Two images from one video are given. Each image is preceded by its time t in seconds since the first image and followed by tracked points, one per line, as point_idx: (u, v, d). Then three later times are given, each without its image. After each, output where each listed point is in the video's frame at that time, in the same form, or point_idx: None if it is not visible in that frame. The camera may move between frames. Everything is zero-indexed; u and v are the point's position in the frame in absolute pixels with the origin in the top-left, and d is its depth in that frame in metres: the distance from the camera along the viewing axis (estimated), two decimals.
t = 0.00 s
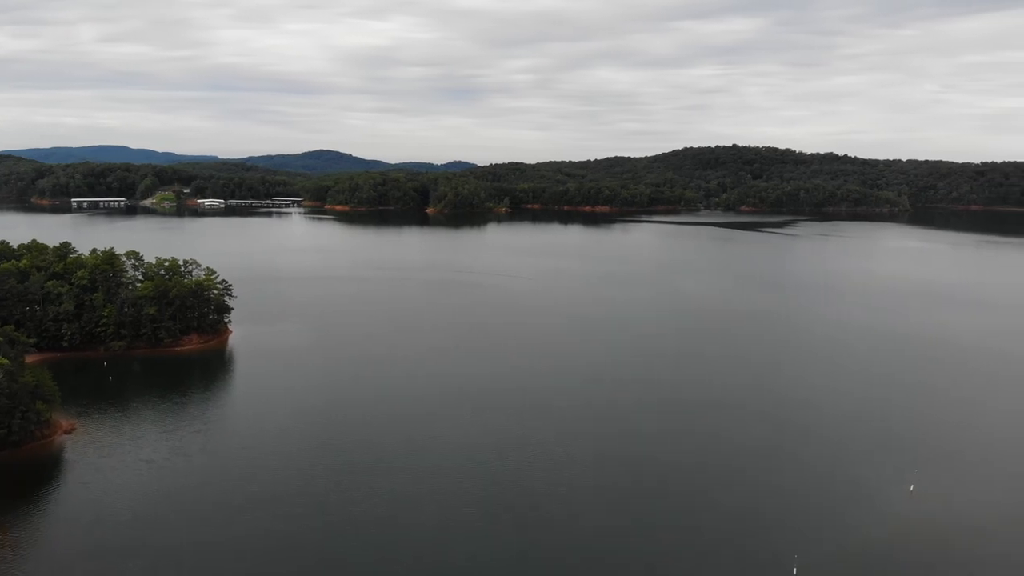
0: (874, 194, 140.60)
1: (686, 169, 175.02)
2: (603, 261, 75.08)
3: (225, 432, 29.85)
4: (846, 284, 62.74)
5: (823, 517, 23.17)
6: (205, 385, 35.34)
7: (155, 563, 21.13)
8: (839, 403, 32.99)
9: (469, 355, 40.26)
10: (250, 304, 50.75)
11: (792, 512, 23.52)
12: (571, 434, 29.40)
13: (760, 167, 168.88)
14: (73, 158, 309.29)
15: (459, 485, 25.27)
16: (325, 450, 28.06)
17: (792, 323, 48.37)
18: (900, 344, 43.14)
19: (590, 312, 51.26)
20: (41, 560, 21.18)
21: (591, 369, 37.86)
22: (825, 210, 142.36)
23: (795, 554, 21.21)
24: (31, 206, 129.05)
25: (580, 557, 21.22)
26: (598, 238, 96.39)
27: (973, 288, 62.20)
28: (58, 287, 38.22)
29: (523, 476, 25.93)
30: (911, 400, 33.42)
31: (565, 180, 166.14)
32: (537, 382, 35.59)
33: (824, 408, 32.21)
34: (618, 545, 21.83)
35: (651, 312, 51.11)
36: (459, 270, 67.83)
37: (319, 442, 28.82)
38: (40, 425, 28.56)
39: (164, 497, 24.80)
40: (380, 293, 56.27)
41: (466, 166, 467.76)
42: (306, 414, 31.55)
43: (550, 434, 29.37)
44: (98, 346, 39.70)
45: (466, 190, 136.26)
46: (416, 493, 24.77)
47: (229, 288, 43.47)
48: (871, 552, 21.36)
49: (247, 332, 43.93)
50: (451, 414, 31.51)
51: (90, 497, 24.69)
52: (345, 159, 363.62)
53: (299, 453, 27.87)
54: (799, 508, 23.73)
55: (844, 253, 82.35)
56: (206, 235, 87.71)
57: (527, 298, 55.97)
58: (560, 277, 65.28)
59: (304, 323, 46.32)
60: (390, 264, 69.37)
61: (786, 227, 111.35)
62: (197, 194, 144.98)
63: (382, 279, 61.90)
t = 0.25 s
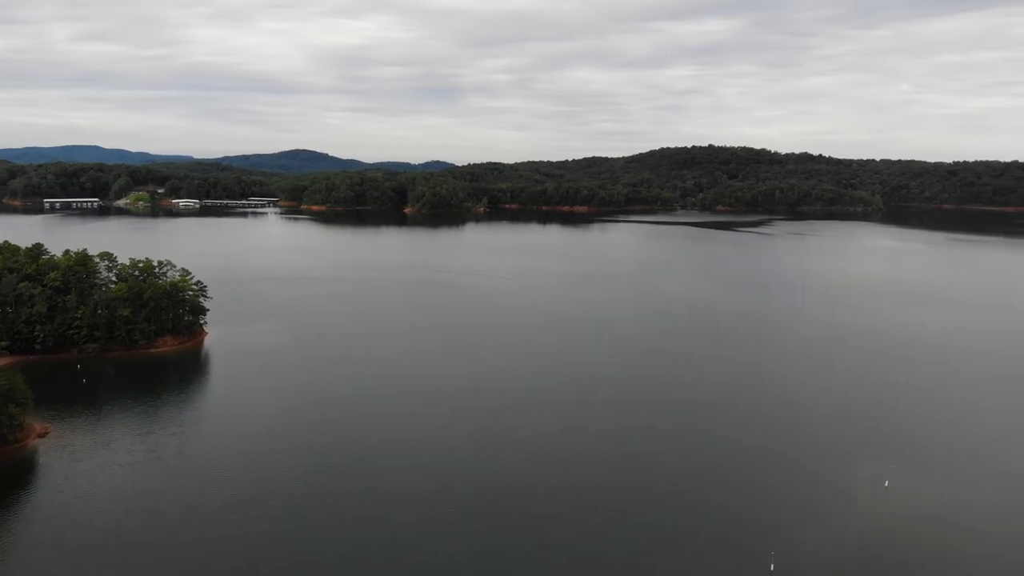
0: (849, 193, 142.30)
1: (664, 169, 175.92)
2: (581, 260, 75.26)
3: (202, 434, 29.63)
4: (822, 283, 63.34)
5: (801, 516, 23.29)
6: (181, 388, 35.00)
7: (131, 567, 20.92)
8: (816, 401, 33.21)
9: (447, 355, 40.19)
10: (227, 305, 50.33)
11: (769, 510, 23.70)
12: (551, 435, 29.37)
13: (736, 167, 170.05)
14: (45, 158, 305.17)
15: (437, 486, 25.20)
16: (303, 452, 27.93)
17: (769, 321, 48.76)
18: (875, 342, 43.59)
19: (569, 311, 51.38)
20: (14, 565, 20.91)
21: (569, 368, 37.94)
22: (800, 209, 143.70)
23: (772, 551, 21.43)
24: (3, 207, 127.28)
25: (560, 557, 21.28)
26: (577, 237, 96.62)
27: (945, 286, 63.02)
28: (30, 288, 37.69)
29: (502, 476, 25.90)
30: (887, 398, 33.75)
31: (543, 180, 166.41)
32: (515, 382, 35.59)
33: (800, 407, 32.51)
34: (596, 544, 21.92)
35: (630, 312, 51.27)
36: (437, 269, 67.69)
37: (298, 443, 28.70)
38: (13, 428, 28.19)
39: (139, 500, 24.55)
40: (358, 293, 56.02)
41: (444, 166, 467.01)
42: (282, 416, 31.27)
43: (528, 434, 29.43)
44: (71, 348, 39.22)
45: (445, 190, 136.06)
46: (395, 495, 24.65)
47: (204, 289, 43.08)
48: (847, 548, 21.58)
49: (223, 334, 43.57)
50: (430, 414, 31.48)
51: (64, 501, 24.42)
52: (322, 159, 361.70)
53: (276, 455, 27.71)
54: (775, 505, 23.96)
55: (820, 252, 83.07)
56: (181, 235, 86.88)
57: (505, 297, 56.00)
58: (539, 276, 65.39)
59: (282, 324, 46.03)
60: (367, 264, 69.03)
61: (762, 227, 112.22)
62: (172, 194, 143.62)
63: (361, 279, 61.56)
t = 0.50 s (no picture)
0: (824, 193, 143.88)
1: (641, 169, 176.71)
2: (559, 260, 75.40)
3: (178, 437, 29.37)
4: (797, 282, 63.95)
5: (776, 512, 23.56)
6: (156, 390, 34.67)
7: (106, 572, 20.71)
8: (791, 400, 33.56)
9: (425, 355, 40.12)
10: (202, 307, 49.89)
11: (746, 506, 23.93)
12: (529, 435, 29.42)
13: (713, 166, 171.21)
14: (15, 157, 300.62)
15: (416, 487, 25.17)
16: (280, 454, 27.77)
17: (744, 320, 49.17)
18: (849, 340, 44.11)
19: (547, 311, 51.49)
20: None
21: (547, 368, 38.02)
22: (775, 209, 144.99)
23: (749, 546, 21.66)
24: None
25: (538, 555, 21.35)
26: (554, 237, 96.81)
27: (917, 284, 63.89)
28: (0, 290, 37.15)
29: (480, 476, 25.92)
30: (861, 396, 34.16)
31: (521, 180, 166.55)
32: (493, 382, 35.62)
33: (776, 404, 32.82)
34: (574, 542, 22.01)
35: (607, 311, 51.46)
36: (415, 270, 67.54)
37: (275, 445, 28.53)
38: None
39: (114, 504, 24.30)
40: (336, 294, 55.76)
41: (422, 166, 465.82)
42: (258, 418, 31.06)
43: (506, 434, 29.47)
44: (44, 351, 38.70)
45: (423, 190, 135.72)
46: (373, 496, 24.59)
47: (179, 290, 42.70)
48: (822, 542, 21.85)
49: (199, 335, 43.19)
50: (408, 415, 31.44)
51: (37, 506, 24.10)
52: (299, 159, 359.41)
53: (253, 457, 27.55)
54: (751, 502, 24.20)
55: (794, 251, 83.87)
56: (155, 236, 85.95)
57: (483, 297, 56.00)
58: (516, 276, 65.45)
59: (258, 325, 45.70)
60: (343, 265, 68.67)
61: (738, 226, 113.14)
62: (146, 194, 142.07)
63: (338, 280, 61.26)
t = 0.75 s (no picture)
0: (798, 193, 145.28)
1: (618, 169, 177.39)
2: (537, 260, 75.54)
3: (153, 440, 29.06)
4: (772, 280, 64.50)
5: (753, 509, 23.75)
6: (131, 393, 34.28)
7: None
8: (768, 398, 33.71)
9: (403, 356, 40.00)
10: (177, 308, 49.39)
11: (723, 503, 24.11)
12: (508, 435, 29.42)
13: (688, 166, 172.26)
14: None
15: (394, 488, 25.11)
16: (257, 456, 27.58)
17: (721, 318, 49.52)
18: (824, 338, 44.57)
19: (525, 311, 51.52)
20: None
21: (525, 368, 38.07)
22: (751, 208, 146.22)
23: (726, 542, 21.83)
24: None
25: (517, 555, 21.38)
26: (532, 237, 96.94)
27: (890, 282, 64.75)
28: None
29: (458, 477, 25.90)
30: (836, 393, 34.53)
31: (498, 179, 166.59)
32: (471, 383, 35.59)
33: (752, 402, 33.08)
34: (553, 541, 22.06)
35: (585, 310, 51.60)
36: (392, 270, 67.32)
37: (251, 447, 28.31)
38: None
39: (89, 509, 24.01)
40: (313, 294, 55.43)
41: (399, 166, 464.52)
42: (235, 420, 30.80)
43: (484, 435, 29.45)
44: (16, 354, 38.14)
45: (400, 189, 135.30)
46: (351, 497, 24.50)
47: (154, 292, 42.27)
48: (798, 537, 22.06)
49: (174, 337, 42.77)
50: (385, 416, 31.33)
51: (9, 511, 23.74)
52: (275, 159, 356.92)
53: (230, 460, 27.32)
54: (728, 498, 24.38)
55: (770, 250, 84.59)
56: (129, 237, 84.97)
57: (461, 297, 55.95)
58: (494, 276, 65.46)
59: (234, 326, 45.32)
60: (320, 265, 68.29)
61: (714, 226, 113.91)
62: (119, 195, 140.45)
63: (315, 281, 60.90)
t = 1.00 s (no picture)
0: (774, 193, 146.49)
1: (596, 169, 177.87)
2: (515, 259, 75.49)
3: (127, 444, 28.68)
4: (749, 279, 64.92)
5: (731, 507, 23.87)
6: (105, 396, 33.81)
7: None
8: (745, 397, 33.85)
9: (380, 357, 39.76)
10: (151, 309, 48.80)
11: (701, 502, 24.20)
12: (486, 436, 29.34)
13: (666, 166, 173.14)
14: None
15: (372, 491, 24.94)
16: (233, 459, 27.29)
17: (698, 318, 49.75)
18: (799, 336, 44.94)
19: (503, 311, 51.44)
20: None
21: (503, 368, 38.01)
22: (727, 208, 147.26)
23: (704, 541, 21.93)
24: None
25: (495, 557, 21.30)
26: (510, 237, 96.93)
27: (865, 280, 65.44)
28: None
29: (437, 478, 25.79)
30: (812, 391, 34.80)
31: (476, 179, 166.45)
32: (449, 384, 35.47)
33: (729, 401, 33.25)
34: (532, 543, 22.03)
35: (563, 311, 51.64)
36: (370, 270, 66.98)
37: (226, 450, 28.01)
38: None
39: (60, 514, 23.64)
40: (289, 295, 55.00)
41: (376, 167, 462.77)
42: (210, 423, 30.46)
43: (462, 436, 29.34)
44: None
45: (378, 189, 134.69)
46: (328, 500, 24.31)
47: (128, 293, 41.74)
48: (776, 535, 22.17)
49: (148, 339, 42.25)
50: (363, 418, 31.12)
51: None
52: (251, 159, 354.12)
53: (205, 463, 27.02)
54: (706, 497, 24.49)
55: (746, 250, 85.18)
56: (102, 237, 83.89)
57: (439, 297, 55.76)
58: (472, 276, 65.34)
59: (209, 328, 44.85)
60: (297, 266, 67.82)
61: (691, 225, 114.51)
62: (92, 195, 138.72)
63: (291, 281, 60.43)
